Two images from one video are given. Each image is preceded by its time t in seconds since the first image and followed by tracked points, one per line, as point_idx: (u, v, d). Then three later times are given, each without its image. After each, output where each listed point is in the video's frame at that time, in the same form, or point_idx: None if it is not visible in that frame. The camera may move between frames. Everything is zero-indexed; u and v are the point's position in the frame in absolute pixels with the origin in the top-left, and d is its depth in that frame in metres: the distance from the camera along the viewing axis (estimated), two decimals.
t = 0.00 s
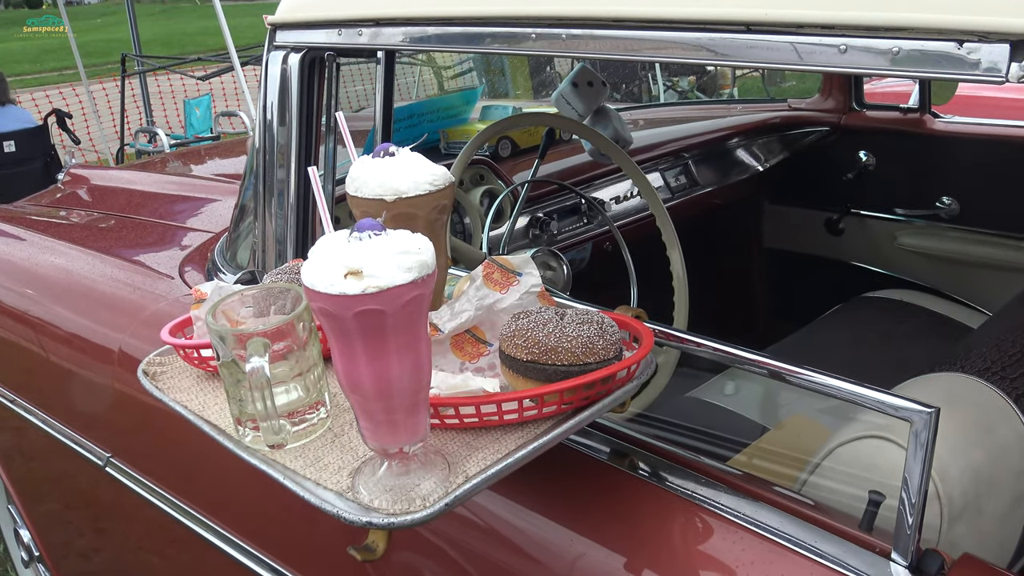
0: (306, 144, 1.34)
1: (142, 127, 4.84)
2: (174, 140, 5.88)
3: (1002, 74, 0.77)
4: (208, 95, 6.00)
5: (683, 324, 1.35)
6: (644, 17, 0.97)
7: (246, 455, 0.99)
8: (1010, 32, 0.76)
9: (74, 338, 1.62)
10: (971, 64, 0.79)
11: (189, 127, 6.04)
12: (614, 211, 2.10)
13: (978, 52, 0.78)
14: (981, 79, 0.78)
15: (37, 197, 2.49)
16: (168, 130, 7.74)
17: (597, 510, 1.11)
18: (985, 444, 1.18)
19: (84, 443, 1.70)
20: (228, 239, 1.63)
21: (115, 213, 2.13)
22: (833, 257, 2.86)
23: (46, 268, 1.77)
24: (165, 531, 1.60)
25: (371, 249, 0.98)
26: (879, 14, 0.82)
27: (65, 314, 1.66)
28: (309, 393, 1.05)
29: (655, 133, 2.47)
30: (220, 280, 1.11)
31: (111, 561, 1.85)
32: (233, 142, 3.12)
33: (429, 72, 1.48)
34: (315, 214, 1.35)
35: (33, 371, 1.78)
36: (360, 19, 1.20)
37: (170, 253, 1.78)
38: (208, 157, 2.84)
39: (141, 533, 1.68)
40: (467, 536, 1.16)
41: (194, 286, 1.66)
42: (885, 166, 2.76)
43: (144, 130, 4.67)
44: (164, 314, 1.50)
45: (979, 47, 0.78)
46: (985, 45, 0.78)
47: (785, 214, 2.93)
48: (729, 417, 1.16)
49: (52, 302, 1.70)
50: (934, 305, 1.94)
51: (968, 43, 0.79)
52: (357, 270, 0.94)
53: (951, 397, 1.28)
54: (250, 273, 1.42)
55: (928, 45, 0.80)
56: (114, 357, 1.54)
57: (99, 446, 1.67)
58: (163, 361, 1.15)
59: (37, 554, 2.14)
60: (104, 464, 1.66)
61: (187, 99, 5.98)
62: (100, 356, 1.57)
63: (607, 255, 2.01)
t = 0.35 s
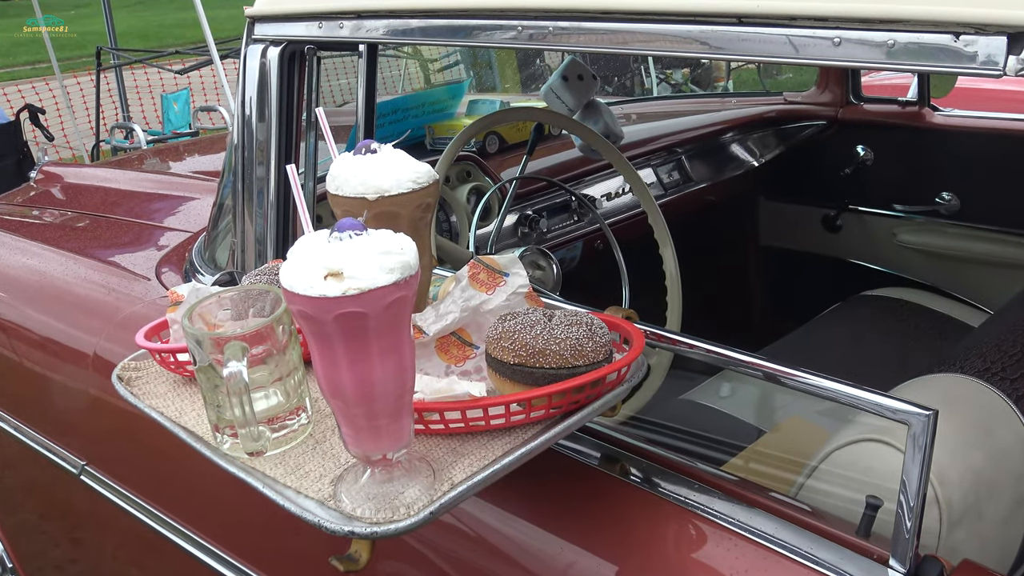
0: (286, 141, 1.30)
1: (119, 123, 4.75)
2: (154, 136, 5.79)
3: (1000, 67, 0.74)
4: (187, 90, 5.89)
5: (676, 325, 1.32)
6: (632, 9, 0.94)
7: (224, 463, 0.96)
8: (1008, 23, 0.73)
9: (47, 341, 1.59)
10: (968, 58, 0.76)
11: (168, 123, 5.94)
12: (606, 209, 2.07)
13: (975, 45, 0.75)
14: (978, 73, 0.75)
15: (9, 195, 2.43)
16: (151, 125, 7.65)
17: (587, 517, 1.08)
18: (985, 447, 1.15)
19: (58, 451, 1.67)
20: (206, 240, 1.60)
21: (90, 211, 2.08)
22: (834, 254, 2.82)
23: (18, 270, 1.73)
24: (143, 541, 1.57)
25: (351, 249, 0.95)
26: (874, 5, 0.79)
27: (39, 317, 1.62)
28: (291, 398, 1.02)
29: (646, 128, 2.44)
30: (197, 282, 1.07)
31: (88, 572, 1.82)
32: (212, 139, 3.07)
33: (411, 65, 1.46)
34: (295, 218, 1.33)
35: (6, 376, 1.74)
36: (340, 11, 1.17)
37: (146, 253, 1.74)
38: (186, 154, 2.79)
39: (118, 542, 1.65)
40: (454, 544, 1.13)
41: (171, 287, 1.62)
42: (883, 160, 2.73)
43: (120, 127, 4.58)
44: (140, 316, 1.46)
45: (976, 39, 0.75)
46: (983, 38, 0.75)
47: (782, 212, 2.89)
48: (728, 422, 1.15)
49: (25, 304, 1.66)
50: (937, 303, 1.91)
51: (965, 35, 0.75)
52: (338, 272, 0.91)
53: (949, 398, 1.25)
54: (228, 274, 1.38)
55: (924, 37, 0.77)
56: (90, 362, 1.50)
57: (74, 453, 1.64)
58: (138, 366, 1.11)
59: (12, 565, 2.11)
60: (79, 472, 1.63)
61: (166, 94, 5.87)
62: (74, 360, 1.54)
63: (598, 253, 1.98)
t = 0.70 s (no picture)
0: (273, 139, 1.27)
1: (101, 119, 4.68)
2: (141, 133, 5.73)
3: (1005, 61, 0.71)
4: (174, 86, 5.82)
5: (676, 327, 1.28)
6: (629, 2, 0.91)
7: (209, 470, 0.93)
8: (1012, 16, 0.70)
9: (29, 345, 1.56)
10: (972, 52, 0.73)
11: (155, 119, 5.85)
12: (603, 207, 2.04)
13: (980, 38, 0.72)
14: (982, 67, 0.72)
15: None
16: (139, 121, 7.58)
17: (583, 524, 1.05)
18: (991, 450, 1.12)
19: (40, 458, 1.65)
20: (191, 241, 1.56)
21: (72, 210, 2.05)
22: (837, 252, 2.79)
23: None
24: (127, 548, 1.55)
25: (339, 249, 0.91)
26: None
27: (20, 320, 1.60)
28: (276, 403, 0.98)
29: (644, 125, 2.41)
30: (182, 284, 1.03)
31: None
32: (199, 135, 3.04)
33: (400, 59, 1.44)
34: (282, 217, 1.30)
35: None
36: (329, 4, 1.13)
37: (130, 253, 1.71)
38: (173, 151, 2.76)
39: (103, 549, 1.63)
40: (445, 552, 1.11)
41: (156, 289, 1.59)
42: (888, 156, 2.69)
43: (105, 123, 4.52)
44: (123, 319, 1.44)
45: (980, 33, 0.72)
46: (987, 31, 0.72)
47: (784, 210, 2.87)
48: (728, 424, 1.10)
49: (6, 307, 1.63)
50: (944, 304, 1.88)
51: (969, 29, 0.72)
52: (324, 273, 0.88)
53: (954, 401, 1.23)
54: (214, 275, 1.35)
55: (928, 31, 0.74)
56: (73, 366, 1.48)
57: (56, 459, 1.61)
58: (122, 370, 1.09)
59: None
60: (61, 479, 1.60)
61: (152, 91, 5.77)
62: (56, 364, 1.51)
63: (596, 252, 1.95)
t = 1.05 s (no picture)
0: (259, 136, 1.23)
1: (79, 115, 4.59)
2: (127, 129, 5.65)
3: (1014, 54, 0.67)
4: (158, 81, 5.71)
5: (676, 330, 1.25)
6: None
7: (191, 479, 0.89)
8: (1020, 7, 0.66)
9: (9, 349, 1.53)
10: (978, 44, 0.69)
11: (139, 114, 5.75)
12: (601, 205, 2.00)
13: (986, 30, 0.68)
14: (988, 60, 0.68)
15: None
16: (121, 117, 7.48)
17: (578, 533, 1.02)
18: (1000, 455, 1.09)
19: (20, 466, 1.62)
20: (175, 241, 1.53)
21: (53, 210, 2.01)
22: (836, 250, 2.75)
23: None
24: (111, 556, 1.53)
25: (324, 250, 0.88)
26: None
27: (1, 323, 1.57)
28: (262, 409, 0.96)
29: (644, 120, 2.36)
30: (164, 286, 1.00)
31: None
32: (187, 132, 3.00)
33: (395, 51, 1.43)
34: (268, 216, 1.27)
35: None
36: None
37: (113, 254, 1.68)
38: (159, 148, 2.73)
39: (87, 556, 1.61)
40: (435, 561, 1.08)
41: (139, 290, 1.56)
42: (894, 152, 2.65)
43: (87, 120, 4.45)
44: (104, 322, 1.41)
45: (987, 24, 0.68)
46: (994, 22, 0.68)
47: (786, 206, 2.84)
48: (731, 429, 1.08)
49: None
50: (954, 304, 1.84)
51: (976, 20, 0.69)
52: (310, 275, 0.85)
53: (961, 405, 1.19)
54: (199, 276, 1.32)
55: (933, 22, 0.70)
56: (54, 371, 1.45)
57: (37, 468, 1.59)
58: (102, 376, 1.05)
59: None
60: (42, 488, 1.58)
61: (136, 85, 5.66)
62: (37, 369, 1.48)
63: (593, 251, 1.92)
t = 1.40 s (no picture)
0: (246, 136, 1.21)
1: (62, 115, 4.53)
2: (111, 127, 5.55)
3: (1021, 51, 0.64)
4: (144, 77, 5.52)
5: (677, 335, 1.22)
6: None
7: (177, 491, 0.87)
8: None
9: None
10: (983, 39, 0.66)
11: (125, 114, 5.55)
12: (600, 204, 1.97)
13: (992, 25, 0.65)
14: (994, 57, 0.65)
15: None
16: (108, 116, 7.41)
17: (576, 543, 0.99)
18: (1010, 462, 1.06)
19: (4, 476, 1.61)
20: (161, 244, 1.50)
21: (35, 212, 1.97)
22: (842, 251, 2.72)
23: None
24: (95, 567, 1.51)
25: (312, 256, 0.85)
26: None
27: None
28: (251, 416, 0.93)
29: (641, 117, 2.34)
30: (149, 291, 0.97)
31: None
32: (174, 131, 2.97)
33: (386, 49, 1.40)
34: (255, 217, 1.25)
35: None
36: None
37: (97, 257, 1.65)
38: (146, 147, 2.71)
39: (72, 566, 1.59)
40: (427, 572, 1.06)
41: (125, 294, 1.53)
42: (901, 150, 2.62)
43: (72, 120, 4.40)
44: (88, 328, 1.39)
45: (993, 19, 0.65)
46: (1000, 17, 0.65)
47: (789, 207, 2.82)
48: (733, 436, 1.03)
49: None
50: (960, 305, 1.81)
51: (982, 15, 0.66)
52: (298, 279, 0.82)
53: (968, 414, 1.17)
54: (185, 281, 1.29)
55: (937, 18, 0.67)
56: (36, 377, 1.43)
57: (20, 479, 1.58)
58: (85, 383, 1.03)
59: None
60: (25, 498, 1.57)
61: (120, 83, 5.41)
62: (20, 377, 1.47)
63: (592, 252, 1.89)
